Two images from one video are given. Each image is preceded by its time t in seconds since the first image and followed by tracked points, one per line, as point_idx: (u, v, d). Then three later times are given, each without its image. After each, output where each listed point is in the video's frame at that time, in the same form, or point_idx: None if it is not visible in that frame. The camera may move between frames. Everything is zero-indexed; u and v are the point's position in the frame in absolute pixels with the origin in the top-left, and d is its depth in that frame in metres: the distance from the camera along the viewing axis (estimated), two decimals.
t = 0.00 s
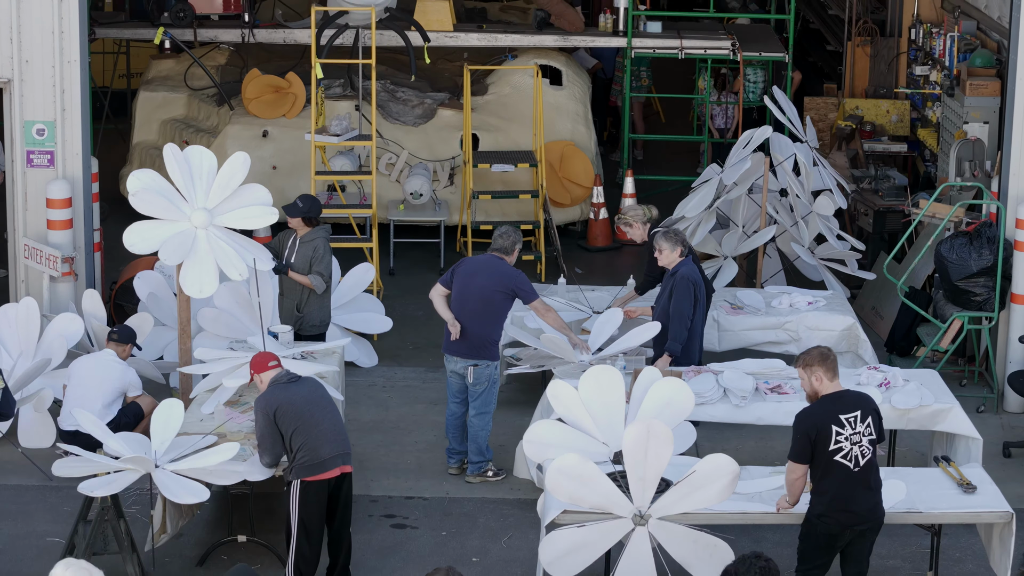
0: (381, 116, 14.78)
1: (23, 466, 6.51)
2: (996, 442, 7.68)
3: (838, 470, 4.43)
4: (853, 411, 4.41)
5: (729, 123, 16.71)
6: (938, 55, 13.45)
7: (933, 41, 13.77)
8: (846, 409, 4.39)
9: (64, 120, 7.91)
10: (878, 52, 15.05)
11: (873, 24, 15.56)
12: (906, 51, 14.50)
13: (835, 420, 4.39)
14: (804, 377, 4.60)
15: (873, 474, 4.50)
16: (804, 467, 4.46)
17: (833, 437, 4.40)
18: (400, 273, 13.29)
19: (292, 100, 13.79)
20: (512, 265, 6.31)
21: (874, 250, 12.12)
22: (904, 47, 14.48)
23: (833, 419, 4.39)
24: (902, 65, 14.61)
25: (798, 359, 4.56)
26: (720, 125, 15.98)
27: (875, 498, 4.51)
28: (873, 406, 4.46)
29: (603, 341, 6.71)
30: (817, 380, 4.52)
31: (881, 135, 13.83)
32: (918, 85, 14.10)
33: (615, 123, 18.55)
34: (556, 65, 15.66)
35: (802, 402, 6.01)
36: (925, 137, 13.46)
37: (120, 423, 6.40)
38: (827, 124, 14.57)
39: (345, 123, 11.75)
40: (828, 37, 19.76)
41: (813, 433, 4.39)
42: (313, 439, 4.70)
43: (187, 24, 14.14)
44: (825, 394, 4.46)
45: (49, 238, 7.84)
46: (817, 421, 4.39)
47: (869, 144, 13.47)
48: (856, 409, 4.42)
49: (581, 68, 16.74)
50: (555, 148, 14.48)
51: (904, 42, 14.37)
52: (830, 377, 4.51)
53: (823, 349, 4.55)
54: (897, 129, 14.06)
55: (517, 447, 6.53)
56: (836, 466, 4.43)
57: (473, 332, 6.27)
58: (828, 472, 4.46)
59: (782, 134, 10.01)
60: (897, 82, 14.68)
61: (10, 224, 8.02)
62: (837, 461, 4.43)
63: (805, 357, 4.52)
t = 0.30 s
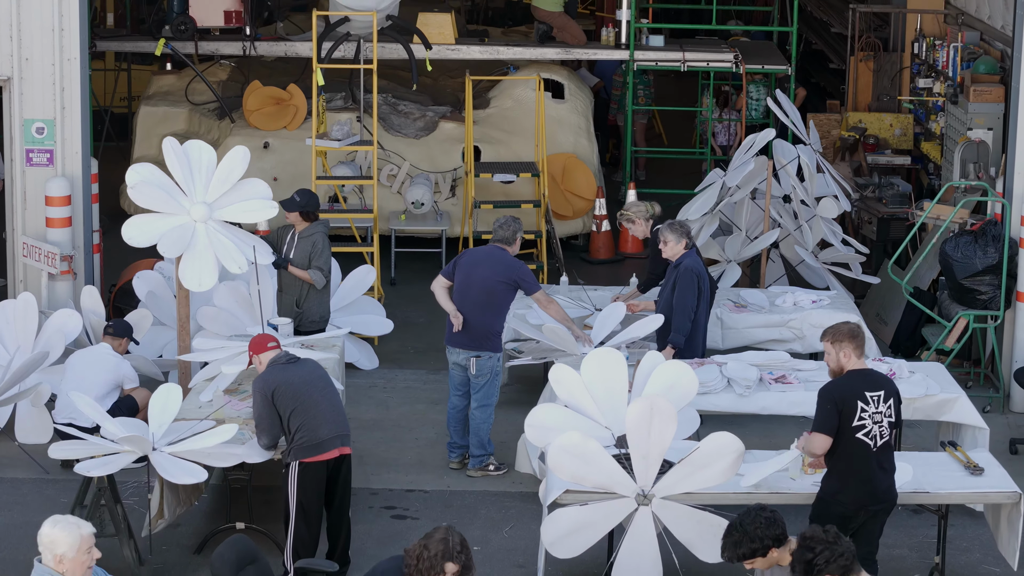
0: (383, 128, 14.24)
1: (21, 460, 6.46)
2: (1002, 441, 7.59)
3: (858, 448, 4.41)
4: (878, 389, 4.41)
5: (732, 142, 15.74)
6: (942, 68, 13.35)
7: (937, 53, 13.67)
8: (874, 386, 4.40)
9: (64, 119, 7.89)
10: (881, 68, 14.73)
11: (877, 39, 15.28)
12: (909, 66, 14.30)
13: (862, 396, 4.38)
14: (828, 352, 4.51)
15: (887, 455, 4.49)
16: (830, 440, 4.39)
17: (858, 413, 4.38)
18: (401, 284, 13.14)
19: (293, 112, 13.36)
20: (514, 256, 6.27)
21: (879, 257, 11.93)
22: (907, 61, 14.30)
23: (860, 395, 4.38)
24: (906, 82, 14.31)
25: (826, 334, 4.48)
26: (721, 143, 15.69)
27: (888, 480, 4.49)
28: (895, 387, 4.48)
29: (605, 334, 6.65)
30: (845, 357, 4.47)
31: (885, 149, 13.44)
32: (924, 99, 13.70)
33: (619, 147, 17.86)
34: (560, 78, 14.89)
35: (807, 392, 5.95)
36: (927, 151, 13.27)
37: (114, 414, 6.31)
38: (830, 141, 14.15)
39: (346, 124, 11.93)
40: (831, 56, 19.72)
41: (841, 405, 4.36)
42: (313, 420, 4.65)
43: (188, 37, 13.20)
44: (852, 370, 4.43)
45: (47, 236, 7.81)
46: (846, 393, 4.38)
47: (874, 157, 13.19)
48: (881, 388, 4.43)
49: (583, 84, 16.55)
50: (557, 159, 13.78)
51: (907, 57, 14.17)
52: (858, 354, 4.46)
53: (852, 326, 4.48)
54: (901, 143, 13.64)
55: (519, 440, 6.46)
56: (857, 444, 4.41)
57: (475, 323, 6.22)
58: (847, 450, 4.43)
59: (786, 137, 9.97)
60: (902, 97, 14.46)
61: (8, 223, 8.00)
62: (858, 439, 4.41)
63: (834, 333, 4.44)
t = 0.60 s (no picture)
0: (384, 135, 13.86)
1: (19, 456, 6.43)
2: (1005, 439, 7.55)
3: (870, 429, 4.44)
4: (890, 372, 4.47)
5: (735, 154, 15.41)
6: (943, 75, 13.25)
7: (939, 60, 13.59)
8: (885, 368, 4.45)
9: (64, 118, 7.88)
10: (881, 76, 14.54)
11: (879, 46, 15.16)
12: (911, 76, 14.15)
13: (874, 377, 4.43)
14: (840, 335, 4.62)
15: (895, 441, 4.54)
16: (843, 415, 4.43)
17: (871, 394, 4.43)
18: (402, 289, 13.07)
19: (293, 119, 13.27)
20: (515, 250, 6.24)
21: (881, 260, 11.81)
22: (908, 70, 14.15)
23: (873, 376, 4.43)
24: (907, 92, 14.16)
25: (838, 317, 4.61)
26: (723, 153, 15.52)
27: (896, 466, 4.53)
28: (905, 374, 4.54)
29: (607, 330, 6.62)
30: (857, 340, 4.59)
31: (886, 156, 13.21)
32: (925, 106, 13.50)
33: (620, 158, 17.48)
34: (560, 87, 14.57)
35: (809, 385, 5.92)
36: (929, 157, 13.21)
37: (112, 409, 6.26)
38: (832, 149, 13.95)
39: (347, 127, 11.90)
40: (832, 66, 19.73)
41: (856, 383, 4.41)
42: (312, 407, 4.62)
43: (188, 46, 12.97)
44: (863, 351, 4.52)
45: (47, 235, 7.80)
46: (860, 372, 4.43)
47: (875, 164, 12.90)
48: (893, 373, 4.49)
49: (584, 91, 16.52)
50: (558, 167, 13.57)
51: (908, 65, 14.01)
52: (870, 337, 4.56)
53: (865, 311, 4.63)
54: (902, 151, 13.64)
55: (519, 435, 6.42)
56: (869, 426, 4.44)
57: (476, 317, 6.19)
58: (858, 432, 4.46)
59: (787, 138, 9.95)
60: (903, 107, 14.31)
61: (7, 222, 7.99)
62: (869, 420, 4.45)
63: (846, 315, 4.58)
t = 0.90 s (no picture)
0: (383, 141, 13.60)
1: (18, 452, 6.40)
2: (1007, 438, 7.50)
3: (877, 421, 4.44)
4: (893, 362, 4.46)
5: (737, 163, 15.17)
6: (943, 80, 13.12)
7: (938, 66, 13.56)
8: (890, 358, 4.45)
9: (64, 117, 7.87)
10: (882, 84, 14.55)
11: (879, 53, 15.11)
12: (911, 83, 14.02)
13: (880, 367, 4.41)
14: (840, 324, 4.58)
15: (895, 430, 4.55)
16: (852, 407, 4.40)
17: (877, 384, 4.41)
18: (402, 294, 13.03)
19: (293, 125, 13.05)
20: (516, 245, 6.21)
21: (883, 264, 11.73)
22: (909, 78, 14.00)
23: (880, 366, 4.41)
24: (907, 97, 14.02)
25: (840, 305, 4.54)
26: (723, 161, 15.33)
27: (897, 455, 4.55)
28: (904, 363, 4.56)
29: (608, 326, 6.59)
30: (858, 329, 4.54)
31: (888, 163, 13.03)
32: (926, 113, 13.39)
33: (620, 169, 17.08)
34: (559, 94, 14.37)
35: (811, 379, 5.89)
36: (930, 165, 12.95)
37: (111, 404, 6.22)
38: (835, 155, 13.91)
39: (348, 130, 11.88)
40: (832, 76, 19.70)
41: (865, 373, 4.40)
42: (313, 396, 4.59)
43: (188, 52, 12.78)
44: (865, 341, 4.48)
45: (46, 234, 7.78)
46: (867, 360, 4.42)
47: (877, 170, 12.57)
48: (895, 362, 4.49)
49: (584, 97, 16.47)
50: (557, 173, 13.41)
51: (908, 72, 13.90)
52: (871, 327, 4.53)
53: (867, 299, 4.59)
54: (903, 159, 13.42)
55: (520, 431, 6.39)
56: (876, 417, 4.44)
57: (478, 312, 6.16)
58: (866, 423, 4.44)
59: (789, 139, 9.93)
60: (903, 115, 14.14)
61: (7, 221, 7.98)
62: (876, 411, 4.44)
63: (848, 303, 4.53)
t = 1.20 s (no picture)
0: (382, 148, 13.39)
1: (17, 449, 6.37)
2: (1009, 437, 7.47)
3: (879, 420, 4.44)
4: (888, 358, 4.45)
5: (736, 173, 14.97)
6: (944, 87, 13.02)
7: (939, 74, 13.48)
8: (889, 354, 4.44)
9: (63, 117, 7.86)
10: (882, 92, 14.46)
11: (878, 61, 15.08)
12: (910, 91, 13.98)
13: (882, 366, 4.41)
14: (833, 320, 4.53)
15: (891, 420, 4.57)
16: (856, 410, 4.39)
17: (879, 382, 4.41)
18: (402, 299, 13.01)
19: (292, 132, 13.04)
20: (516, 240, 6.19)
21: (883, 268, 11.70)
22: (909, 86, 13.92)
23: (881, 364, 4.40)
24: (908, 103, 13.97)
25: (831, 301, 4.50)
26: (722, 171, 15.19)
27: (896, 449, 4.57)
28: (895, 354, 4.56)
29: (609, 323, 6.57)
30: (851, 324, 4.50)
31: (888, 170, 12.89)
32: (926, 123, 13.37)
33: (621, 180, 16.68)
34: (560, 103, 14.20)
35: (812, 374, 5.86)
36: (931, 172, 12.91)
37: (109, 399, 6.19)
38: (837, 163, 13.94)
39: (348, 134, 11.85)
40: (832, 87, 19.72)
41: (872, 375, 4.37)
42: (311, 384, 4.58)
43: (188, 60, 12.48)
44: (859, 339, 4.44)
45: (45, 233, 7.76)
46: (870, 360, 4.39)
47: (876, 177, 12.60)
48: (890, 356, 4.49)
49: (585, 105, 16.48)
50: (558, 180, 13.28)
51: (908, 81, 13.84)
52: (865, 322, 4.50)
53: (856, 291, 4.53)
54: (903, 166, 13.34)
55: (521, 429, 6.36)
56: (878, 416, 4.43)
57: (478, 307, 6.14)
58: (869, 423, 4.44)
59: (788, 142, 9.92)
60: (903, 123, 14.05)
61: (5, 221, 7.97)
62: (877, 410, 4.44)
63: (840, 298, 4.48)
